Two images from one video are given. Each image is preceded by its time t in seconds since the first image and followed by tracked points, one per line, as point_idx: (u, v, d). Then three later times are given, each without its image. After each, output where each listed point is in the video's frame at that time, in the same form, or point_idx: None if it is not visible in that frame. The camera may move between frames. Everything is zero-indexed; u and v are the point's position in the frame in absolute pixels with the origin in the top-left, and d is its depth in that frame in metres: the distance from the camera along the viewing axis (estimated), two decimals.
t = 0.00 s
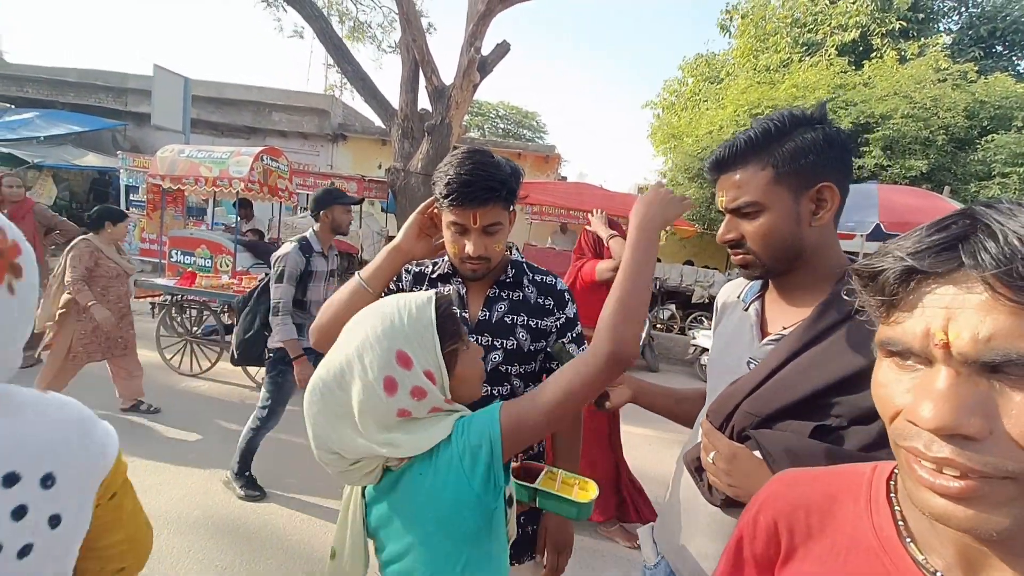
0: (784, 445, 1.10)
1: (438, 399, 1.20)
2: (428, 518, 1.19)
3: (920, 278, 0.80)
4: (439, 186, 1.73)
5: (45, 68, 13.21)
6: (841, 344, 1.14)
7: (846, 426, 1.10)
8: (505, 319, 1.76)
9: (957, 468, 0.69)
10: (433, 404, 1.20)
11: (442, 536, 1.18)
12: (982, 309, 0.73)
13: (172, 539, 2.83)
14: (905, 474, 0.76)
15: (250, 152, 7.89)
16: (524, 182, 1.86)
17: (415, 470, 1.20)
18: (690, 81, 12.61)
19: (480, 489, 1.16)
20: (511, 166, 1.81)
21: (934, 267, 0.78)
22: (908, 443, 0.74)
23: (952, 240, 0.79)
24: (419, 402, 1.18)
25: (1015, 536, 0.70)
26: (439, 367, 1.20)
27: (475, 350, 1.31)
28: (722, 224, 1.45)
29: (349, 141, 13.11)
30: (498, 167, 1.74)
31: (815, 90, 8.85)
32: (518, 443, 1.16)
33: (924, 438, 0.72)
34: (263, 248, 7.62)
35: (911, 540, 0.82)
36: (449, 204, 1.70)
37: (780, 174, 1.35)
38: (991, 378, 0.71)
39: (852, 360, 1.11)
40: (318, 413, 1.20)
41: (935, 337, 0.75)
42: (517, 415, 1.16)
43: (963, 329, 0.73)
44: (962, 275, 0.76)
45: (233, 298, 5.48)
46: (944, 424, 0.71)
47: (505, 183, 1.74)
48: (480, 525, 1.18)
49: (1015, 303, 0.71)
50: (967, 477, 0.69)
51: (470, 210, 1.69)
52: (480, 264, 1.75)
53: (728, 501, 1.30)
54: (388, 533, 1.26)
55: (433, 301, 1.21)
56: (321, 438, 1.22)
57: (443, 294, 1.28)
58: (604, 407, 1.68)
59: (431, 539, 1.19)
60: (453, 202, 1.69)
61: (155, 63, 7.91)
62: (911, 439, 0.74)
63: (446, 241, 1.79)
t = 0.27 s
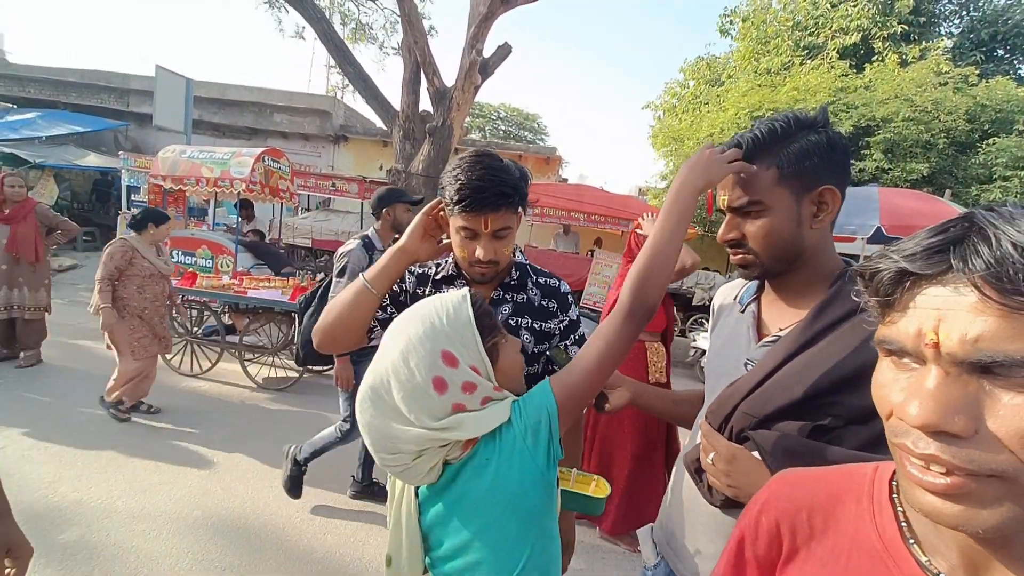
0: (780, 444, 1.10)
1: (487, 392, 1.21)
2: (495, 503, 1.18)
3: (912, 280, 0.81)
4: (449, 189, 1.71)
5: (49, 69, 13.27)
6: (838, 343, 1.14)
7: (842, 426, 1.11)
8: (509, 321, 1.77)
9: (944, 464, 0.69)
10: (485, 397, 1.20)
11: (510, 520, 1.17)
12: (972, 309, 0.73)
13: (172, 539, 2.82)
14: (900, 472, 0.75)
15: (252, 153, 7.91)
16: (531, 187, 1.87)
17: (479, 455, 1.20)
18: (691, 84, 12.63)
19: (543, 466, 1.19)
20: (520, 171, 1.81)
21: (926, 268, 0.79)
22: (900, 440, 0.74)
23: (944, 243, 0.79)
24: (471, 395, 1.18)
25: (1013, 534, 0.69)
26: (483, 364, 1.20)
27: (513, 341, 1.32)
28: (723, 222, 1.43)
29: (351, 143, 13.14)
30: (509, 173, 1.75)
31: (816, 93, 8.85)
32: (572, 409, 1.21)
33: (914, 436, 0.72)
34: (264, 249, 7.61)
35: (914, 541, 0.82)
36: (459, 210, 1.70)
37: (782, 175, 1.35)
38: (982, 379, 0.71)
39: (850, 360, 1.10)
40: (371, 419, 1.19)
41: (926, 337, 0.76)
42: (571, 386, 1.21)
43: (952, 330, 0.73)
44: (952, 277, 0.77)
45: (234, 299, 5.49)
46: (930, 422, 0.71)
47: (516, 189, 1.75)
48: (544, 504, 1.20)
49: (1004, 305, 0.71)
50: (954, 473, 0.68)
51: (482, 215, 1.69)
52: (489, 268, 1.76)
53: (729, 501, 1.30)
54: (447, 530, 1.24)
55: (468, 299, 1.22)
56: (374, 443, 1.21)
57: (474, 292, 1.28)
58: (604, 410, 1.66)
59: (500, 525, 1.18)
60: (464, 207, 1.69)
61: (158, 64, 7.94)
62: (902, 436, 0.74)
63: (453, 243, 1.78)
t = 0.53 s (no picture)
0: (777, 443, 1.11)
1: (506, 387, 1.20)
2: (513, 497, 1.17)
3: (903, 282, 0.80)
4: (453, 189, 1.68)
5: (47, 67, 13.22)
6: (833, 341, 1.14)
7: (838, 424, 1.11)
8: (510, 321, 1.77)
9: (934, 463, 0.69)
10: (503, 393, 1.20)
11: (528, 513, 1.17)
12: (960, 311, 0.73)
13: (169, 539, 2.82)
14: (889, 468, 0.75)
15: (250, 152, 7.88)
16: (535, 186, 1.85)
17: (497, 450, 1.19)
18: (690, 83, 12.62)
19: (560, 460, 1.19)
20: (524, 171, 1.79)
21: (914, 271, 0.78)
22: (890, 439, 0.74)
23: (933, 247, 0.78)
24: (489, 390, 1.18)
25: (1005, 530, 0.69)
26: (501, 360, 1.20)
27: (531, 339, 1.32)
28: (724, 219, 1.43)
29: (349, 141, 13.11)
30: (514, 173, 1.73)
31: (815, 92, 8.85)
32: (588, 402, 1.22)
33: (903, 435, 0.72)
34: (264, 249, 7.45)
35: (903, 533, 0.82)
36: (464, 210, 1.66)
37: (784, 173, 1.34)
38: (969, 379, 0.71)
39: (846, 358, 1.10)
40: (392, 415, 1.20)
41: (915, 339, 0.75)
42: (587, 379, 1.20)
43: (941, 331, 0.73)
44: (941, 282, 0.76)
45: (232, 298, 5.47)
46: (920, 422, 0.70)
47: (522, 190, 1.73)
48: (561, 499, 1.20)
49: (992, 308, 0.71)
50: (944, 472, 0.68)
51: (487, 217, 1.67)
52: (493, 269, 1.75)
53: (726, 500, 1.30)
54: (465, 526, 1.23)
55: (487, 296, 1.21)
56: (396, 440, 1.21)
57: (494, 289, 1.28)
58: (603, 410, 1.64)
59: (519, 519, 1.17)
60: (469, 208, 1.65)
61: (156, 62, 7.91)
62: (893, 435, 0.74)
63: (456, 242, 1.76)
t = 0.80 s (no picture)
0: (774, 442, 1.12)
1: (506, 385, 1.20)
2: (510, 494, 1.17)
3: (905, 286, 0.80)
4: (452, 188, 1.67)
5: (43, 65, 13.16)
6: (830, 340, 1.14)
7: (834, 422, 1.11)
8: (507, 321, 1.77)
9: (935, 465, 0.69)
10: (502, 391, 1.20)
11: (526, 510, 1.17)
12: (962, 316, 0.73)
13: (165, 539, 2.80)
14: (886, 467, 0.76)
15: (247, 151, 7.86)
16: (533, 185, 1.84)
17: (495, 448, 1.19)
18: (688, 82, 12.63)
19: (558, 459, 1.19)
20: (523, 170, 1.78)
21: (917, 275, 0.78)
22: (890, 441, 0.74)
23: (936, 249, 0.78)
24: (489, 388, 1.18)
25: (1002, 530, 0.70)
26: (501, 357, 1.20)
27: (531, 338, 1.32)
28: (722, 218, 1.43)
29: (347, 140, 13.09)
30: (512, 171, 1.72)
31: (812, 92, 8.87)
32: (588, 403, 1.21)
33: (905, 437, 0.72)
34: (260, 248, 7.53)
35: (892, 526, 0.82)
36: (462, 208, 1.65)
37: (783, 173, 1.34)
38: (970, 382, 0.71)
39: (842, 358, 1.10)
40: (392, 411, 1.19)
41: (917, 342, 0.75)
42: (586, 379, 1.20)
43: (944, 335, 0.73)
44: (945, 285, 0.76)
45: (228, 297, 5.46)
46: (923, 426, 0.70)
47: (521, 188, 1.72)
48: (558, 498, 1.20)
49: (996, 312, 0.71)
50: (945, 473, 0.69)
51: (487, 216, 1.66)
52: (493, 268, 1.74)
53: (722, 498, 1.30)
54: (463, 522, 1.23)
55: (488, 295, 1.21)
56: (395, 436, 1.21)
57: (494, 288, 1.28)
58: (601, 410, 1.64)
59: (516, 517, 1.17)
60: (468, 206, 1.64)
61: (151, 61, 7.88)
62: (894, 438, 0.73)
63: (454, 242, 1.75)
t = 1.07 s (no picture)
0: (774, 441, 1.11)
1: (507, 383, 1.20)
2: (509, 492, 1.17)
3: (945, 288, 0.77)
4: (450, 183, 1.67)
5: (41, 65, 13.14)
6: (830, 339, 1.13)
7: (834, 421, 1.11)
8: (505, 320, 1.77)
9: (978, 476, 0.68)
10: (503, 390, 1.20)
11: (524, 508, 1.16)
12: (1008, 323, 0.71)
13: (165, 539, 2.80)
14: (919, 476, 0.74)
15: (246, 150, 7.84)
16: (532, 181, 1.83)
17: (494, 447, 1.19)
18: (688, 81, 12.63)
19: (557, 459, 1.18)
20: (521, 166, 1.77)
21: (963, 278, 0.75)
22: (928, 451, 0.72)
23: (980, 248, 0.75)
24: (490, 386, 1.17)
25: None
26: (503, 356, 1.19)
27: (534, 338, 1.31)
28: (722, 217, 1.43)
29: (346, 140, 13.07)
30: (510, 165, 1.71)
31: (812, 91, 8.86)
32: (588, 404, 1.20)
33: (947, 448, 0.70)
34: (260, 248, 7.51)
35: (912, 533, 0.82)
36: (461, 203, 1.65)
37: (782, 171, 1.34)
38: (1015, 391, 0.69)
39: (842, 358, 1.10)
40: (393, 408, 1.20)
41: (960, 348, 0.73)
42: (587, 379, 1.20)
43: (991, 341, 0.71)
44: (993, 288, 0.73)
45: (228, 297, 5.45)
46: (969, 437, 0.69)
47: (519, 182, 1.71)
48: (558, 498, 1.19)
49: None
50: (990, 484, 0.68)
51: (486, 209, 1.65)
52: (492, 264, 1.74)
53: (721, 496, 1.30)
54: (462, 519, 1.23)
55: (491, 293, 1.20)
56: (397, 433, 1.21)
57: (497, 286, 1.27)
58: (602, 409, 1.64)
59: (514, 516, 1.17)
60: (466, 201, 1.64)
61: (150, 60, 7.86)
62: (934, 448, 0.71)
63: (453, 239, 1.75)
